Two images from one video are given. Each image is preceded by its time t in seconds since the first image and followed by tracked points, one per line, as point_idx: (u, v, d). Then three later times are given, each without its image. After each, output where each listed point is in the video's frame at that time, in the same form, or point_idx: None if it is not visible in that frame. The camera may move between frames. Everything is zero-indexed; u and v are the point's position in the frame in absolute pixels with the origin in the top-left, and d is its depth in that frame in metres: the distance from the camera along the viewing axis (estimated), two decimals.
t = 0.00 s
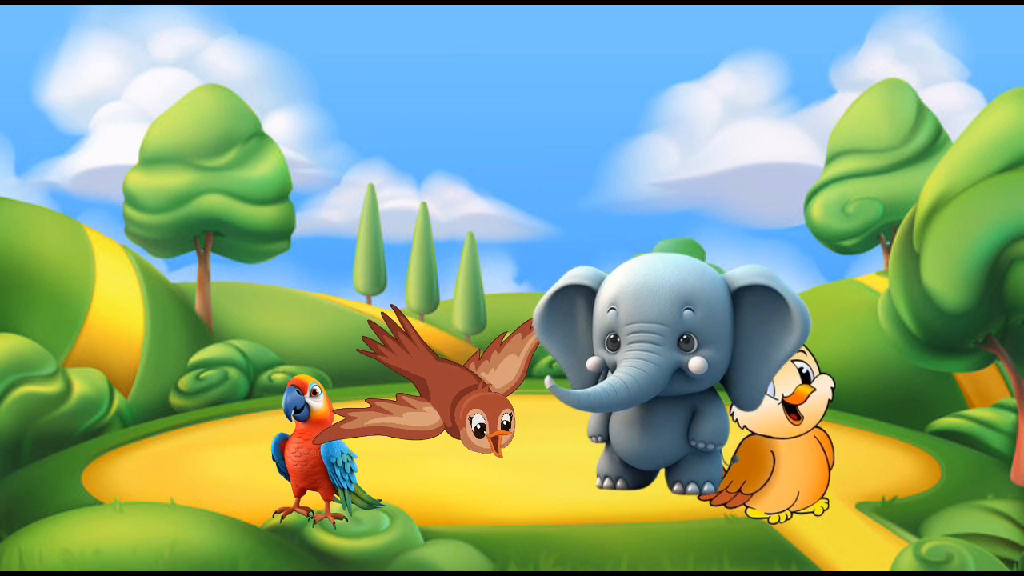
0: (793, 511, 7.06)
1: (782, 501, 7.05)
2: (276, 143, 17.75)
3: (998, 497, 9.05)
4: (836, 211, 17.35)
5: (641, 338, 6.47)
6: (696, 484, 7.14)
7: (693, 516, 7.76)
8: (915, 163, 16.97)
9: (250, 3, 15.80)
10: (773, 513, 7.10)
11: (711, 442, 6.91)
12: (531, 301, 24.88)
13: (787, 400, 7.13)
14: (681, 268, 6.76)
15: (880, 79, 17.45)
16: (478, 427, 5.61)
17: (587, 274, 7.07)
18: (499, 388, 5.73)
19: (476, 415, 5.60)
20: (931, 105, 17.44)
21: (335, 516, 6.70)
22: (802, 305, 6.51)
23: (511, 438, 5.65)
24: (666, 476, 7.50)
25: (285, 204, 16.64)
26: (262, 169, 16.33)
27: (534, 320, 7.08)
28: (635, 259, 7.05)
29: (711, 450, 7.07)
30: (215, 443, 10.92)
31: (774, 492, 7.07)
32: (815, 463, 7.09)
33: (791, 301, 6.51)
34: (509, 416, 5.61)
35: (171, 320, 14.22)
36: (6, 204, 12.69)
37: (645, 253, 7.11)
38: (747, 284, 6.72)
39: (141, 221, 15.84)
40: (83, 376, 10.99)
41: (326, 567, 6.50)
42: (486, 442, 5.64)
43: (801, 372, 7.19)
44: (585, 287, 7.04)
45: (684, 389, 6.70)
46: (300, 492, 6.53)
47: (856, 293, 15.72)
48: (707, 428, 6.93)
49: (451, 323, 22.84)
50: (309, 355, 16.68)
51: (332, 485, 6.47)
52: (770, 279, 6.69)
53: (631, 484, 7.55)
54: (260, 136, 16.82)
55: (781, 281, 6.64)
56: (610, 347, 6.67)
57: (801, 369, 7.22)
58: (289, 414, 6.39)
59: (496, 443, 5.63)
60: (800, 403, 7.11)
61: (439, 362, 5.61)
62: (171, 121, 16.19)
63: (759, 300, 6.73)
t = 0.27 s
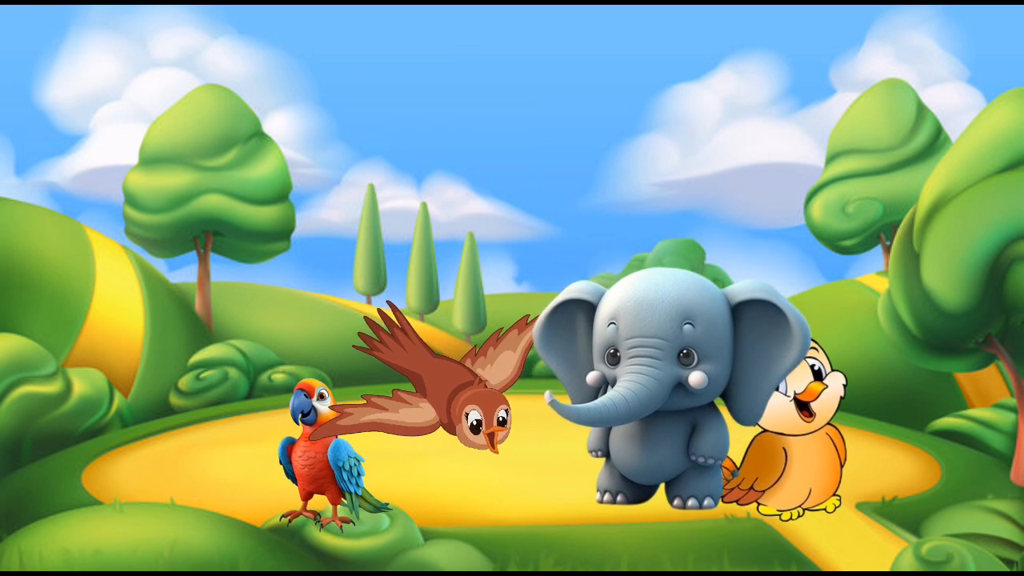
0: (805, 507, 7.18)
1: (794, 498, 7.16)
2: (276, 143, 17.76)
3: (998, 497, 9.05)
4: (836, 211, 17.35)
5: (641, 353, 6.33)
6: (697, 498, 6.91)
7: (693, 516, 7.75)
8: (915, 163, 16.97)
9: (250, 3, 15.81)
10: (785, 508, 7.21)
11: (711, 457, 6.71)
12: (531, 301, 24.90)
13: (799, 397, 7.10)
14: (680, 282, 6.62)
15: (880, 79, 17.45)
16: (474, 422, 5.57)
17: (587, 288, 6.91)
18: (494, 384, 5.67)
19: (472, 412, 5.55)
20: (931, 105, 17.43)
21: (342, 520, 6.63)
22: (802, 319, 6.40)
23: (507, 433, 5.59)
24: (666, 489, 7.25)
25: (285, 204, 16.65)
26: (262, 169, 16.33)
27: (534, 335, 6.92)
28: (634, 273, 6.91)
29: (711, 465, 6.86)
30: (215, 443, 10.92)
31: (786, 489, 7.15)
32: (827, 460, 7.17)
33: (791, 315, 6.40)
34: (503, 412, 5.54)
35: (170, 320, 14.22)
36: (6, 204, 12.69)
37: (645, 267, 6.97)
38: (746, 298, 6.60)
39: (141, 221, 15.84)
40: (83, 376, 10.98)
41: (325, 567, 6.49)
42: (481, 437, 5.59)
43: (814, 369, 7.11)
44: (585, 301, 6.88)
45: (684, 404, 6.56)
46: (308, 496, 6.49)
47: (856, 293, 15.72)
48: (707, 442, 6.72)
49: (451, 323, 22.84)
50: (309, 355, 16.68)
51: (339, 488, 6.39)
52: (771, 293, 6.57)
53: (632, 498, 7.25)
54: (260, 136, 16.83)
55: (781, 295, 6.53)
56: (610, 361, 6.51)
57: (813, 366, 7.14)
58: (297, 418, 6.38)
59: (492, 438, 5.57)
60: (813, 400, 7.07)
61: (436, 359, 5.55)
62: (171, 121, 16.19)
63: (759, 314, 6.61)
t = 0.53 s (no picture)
0: (816, 504, 7.29)
1: (806, 496, 7.24)
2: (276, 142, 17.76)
3: (998, 497, 9.05)
4: (836, 211, 17.35)
5: (640, 367, 6.20)
6: (696, 513, 6.89)
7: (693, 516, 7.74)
8: (915, 163, 16.97)
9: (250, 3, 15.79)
10: (796, 506, 7.30)
11: (711, 471, 6.67)
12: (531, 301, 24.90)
13: (811, 394, 7.24)
14: (680, 296, 6.51)
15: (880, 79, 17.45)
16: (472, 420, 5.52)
17: (587, 303, 6.80)
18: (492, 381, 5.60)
19: (471, 410, 5.50)
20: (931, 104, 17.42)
21: (349, 523, 6.60)
22: (802, 334, 6.30)
23: (504, 430, 5.57)
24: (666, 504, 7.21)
25: (285, 204, 16.64)
26: (262, 169, 16.33)
27: (534, 349, 6.84)
28: (634, 287, 6.79)
29: (712, 479, 6.82)
30: (215, 443, 10.92)
31: (798, 487, 7.23)
32: (838, 458, 7.28)
33: (791, 330, 6.31)
34: (502, 409, 5.50)
35: (171, 320, 14.22)
36: (6, 204, 12.68)
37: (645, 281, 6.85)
38: (747, 313, 6.48)
39: (141, 221, 15.84)
40: (83, 376, 10.97)
41: (326, 567, 6.49)
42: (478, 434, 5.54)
43: (826, 366, 7.28)
44: (585, 316, 6.77)
45: (683, 419, 6.45)
46: (315, 499, 6.47)
47: (856, 293, 15.71)
48: (707, 457, 6.68)
49: (451, 323, 22.84)
50: (309, 355, 16.68)
51: (346, 492, 6.37)
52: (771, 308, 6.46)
53: (632, 513, 7.20)
54: (260, 136, 16.82)
55: (781, 310, 6.42)
56: (610, 375, 6.38)
57: (825, 363, 7.32)
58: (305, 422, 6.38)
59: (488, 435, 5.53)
60: (824, 397, 7.22)
61: (432, 355, 5.49)
62: (171, 121, 16.19)
63: (759, 329, 6.50)
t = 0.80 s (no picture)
0: (828, 502, 7.29)
1: (817, 493, 7.26)
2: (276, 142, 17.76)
3: (998, 497, 9.05)
4: (836, 211, 17.36)
5: (641, 383, 5.90)
6: (696, 527, 6.60)
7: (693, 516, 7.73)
8: (915, 163, 16.97)
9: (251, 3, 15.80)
10: (808, 503, 7.29)
11: (711, 486, 6.38)
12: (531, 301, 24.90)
13: (823, 390, 7.32)
14: (680, 309, 6.21)
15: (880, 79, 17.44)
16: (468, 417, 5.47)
17: (587, 316, 6.46)
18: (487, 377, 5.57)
19: (467, 406, 5.46)
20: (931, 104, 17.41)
21: (356, 527, 6.59)
22: (803, 348, 5.99)
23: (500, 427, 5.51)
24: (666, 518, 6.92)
25: (285, 204, 16.64)
26: (262, 169, 16.33)
27: (533, 363, 6.49)
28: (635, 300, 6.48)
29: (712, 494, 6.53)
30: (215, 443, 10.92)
31: (810, 484, 7.25)
32: (850, 455, 7.32)
33: (791, 344, 5.99)
34: (498, 406, 5.46)
35: (171, 320, 14.22)
36: (6, 204, 12.68)
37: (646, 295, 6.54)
38: (747, 326, 6.16)
39: (141, 221, 15.84)
40: (83, 376, 10.97)
41: (326, 567, 6.49)
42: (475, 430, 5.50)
43: (838, 363, 7.38)
44: (584, 331, 6.42)
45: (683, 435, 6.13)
46: (322, 503, 6.46)
47: (856, 293, 15.71)
48: (707, 471, 6.39)
49: (451, 323, 22.84)
50: (309, 355, 16.68)
51: (353, 496, 6.37)
52: (771, 322, 6.15)
53: (631, 528, 6.88)
54: (260, 136, 16.82)
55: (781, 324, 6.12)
56: (610, 391, 6.08)
57: (836, 360, 7.42)
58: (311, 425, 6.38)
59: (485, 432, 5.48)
60: (836, 394, 7.31)
61: (429, 352, 5.48)
62: (171, 121, 16.18)
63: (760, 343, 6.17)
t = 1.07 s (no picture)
0: (840, 498, 7.48)
1: (830, 490, 7.46)
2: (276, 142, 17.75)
3: (998, 497, 9.05)
4: (836, 211, 17.35)
5: (639, 398, 5.80)
6: (696, 542, 6.44)
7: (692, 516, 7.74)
8: (915, 163, 16.97)
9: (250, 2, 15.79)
10: (821, 500, 7.50)
11: (712, 500, 6.24)
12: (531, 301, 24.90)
13: (835, 387, 7.46)
14: (681, 324, 6.13)
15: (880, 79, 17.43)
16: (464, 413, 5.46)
17: (587, 331, 6.36)
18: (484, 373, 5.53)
19: (462, 402, 5.46)
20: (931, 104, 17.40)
21: (364, 531, 6.59)
22: (803, 363, 5.95)
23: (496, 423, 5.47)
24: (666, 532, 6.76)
25: (285, 204, 16.64)
26: (262, 169, 16.33)
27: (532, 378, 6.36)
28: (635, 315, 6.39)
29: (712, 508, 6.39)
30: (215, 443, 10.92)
31: (821, 482, 7.45)
32: (862, 452, 7.47)
33: (790, 358, 5.95)
34: (493, 402, 5.43)
35: (171, 320, 14.21)
36: (6, 204, 12.67)
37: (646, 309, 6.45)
38: (747, 341, 6.09)
39: (141, 220, 15.83)
40: (83, 376, 10.96)
41: (326, 567, 6.49)
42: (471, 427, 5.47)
43: (850, 360, 7.50)
44: (585, 345, 6.31)
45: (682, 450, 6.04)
46: (329, 507, 6.46)
47: (856, 293, 15.70)
48: (707, 485, 6.25)
49: (451, 323, 22.83)
50: (308, 355, 16.67)
51: (361, 499, 6.36)
52: (771, 337, 6.07)
53: (632, 543, 6.69)
54: (260, 136, 16.82)
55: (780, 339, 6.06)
56: (610, 406, 5.97)
57: (849, 357, 7.52)
58: (318, 429, 6.37)
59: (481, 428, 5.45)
60: (849, 391, 7.43)
61: (425, 348, 5.49)
62: (171, 121, 16.18)
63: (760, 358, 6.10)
